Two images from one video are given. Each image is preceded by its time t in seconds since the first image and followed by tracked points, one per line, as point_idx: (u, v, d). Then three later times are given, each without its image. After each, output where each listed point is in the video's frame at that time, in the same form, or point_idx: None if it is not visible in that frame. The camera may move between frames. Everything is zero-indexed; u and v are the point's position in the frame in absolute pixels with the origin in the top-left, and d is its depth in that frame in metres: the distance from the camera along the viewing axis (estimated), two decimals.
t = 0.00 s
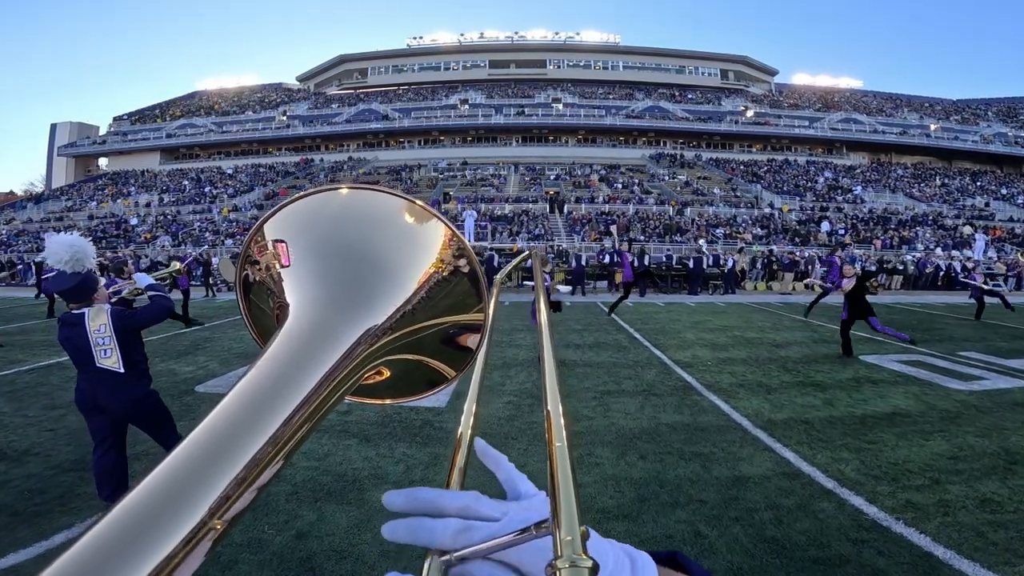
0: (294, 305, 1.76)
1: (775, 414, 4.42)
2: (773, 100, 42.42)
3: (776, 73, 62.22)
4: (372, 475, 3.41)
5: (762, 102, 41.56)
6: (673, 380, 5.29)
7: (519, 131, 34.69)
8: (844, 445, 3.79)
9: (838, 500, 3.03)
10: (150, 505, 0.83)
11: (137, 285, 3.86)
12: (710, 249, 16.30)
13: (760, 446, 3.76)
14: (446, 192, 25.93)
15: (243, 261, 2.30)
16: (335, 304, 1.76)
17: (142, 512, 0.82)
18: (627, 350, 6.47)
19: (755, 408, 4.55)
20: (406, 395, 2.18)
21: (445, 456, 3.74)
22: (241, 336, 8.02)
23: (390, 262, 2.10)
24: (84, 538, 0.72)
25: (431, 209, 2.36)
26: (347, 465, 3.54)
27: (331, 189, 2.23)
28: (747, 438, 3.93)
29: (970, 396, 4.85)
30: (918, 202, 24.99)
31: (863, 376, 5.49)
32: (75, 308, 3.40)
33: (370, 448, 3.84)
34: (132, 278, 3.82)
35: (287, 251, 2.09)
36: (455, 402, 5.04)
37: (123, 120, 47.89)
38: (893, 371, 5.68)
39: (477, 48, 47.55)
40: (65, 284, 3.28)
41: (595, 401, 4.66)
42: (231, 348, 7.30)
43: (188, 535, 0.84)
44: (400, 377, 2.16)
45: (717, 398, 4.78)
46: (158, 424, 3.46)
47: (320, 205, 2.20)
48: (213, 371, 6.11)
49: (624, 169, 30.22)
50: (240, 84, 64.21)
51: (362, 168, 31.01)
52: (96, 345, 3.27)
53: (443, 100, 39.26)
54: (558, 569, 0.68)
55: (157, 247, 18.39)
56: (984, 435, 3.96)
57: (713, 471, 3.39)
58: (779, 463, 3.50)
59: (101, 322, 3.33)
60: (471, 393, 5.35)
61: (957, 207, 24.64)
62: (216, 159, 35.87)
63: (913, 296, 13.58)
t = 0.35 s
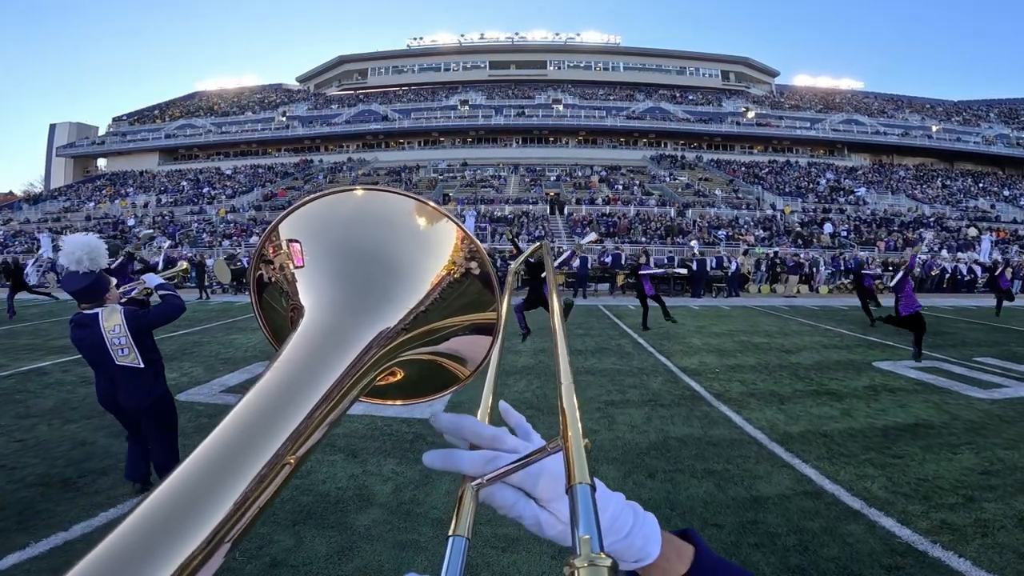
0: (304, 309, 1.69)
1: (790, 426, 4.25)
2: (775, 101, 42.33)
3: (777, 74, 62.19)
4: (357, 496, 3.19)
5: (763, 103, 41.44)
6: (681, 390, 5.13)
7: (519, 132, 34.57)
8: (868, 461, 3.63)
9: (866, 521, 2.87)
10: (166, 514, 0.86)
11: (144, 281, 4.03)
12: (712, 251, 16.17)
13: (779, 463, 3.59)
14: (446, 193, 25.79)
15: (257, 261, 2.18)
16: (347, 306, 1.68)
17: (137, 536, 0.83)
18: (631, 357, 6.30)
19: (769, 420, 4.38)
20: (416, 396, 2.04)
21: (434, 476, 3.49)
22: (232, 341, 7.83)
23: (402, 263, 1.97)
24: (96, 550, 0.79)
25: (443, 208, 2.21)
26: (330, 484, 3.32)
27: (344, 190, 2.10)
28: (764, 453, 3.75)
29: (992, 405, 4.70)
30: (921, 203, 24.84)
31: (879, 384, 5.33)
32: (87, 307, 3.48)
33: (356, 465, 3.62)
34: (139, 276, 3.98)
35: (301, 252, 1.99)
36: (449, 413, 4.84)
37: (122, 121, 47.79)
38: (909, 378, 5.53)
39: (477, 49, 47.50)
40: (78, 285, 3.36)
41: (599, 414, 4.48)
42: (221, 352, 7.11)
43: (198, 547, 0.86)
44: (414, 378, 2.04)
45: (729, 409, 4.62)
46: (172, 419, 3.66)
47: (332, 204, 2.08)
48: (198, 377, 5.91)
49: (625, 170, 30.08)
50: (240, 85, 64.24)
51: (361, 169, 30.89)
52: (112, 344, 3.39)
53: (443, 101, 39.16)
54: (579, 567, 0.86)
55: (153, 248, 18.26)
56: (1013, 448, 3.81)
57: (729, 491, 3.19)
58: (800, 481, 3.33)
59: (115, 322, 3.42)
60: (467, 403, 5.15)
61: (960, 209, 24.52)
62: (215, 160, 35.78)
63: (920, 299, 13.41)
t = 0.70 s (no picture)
0: (313, 295, 1.70)
1: (804, 438, 4.12)
2: (776, 102, 42.24)
3: (777, 75, 62.14)
4: (340, 516, 3.01)
5: (764, 104, 41.34)
6: (690, 399, 4.98)
7: (519, 133, 34.43)
8: (889, 475, 3.50)
9: (892, 542, 2.74)
10: (181, 490, 0.85)
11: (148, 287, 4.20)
12: (714, 253, 16.07)
13: (795, 479, 3.44)
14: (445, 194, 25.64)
15: (261, 247, 2.17)
16: (354, 294, 1.68)
17: (151, 515, 0.81)
18: (634, 364, 6.17)
19: (780, 431, 4.26)
20: (429, 378, 1.99)
21: (424, 495, 3.28)
22: (223, 346, 7.66)
23: (407, 249, 1.95)
24: (108, 533, 0.76)
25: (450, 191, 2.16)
26: (313, 502, 3.15)
27: (348, 173, 2.10)
28: (779, 469, 3.61)
29: (1012, 414, 4.58)
30: (922, 205, 24.74)
31: (894, 392, 5.21)
32: (90, 309, 3.59)
33: (342, 481, 3.44)
34: (141, 278, 4.18)
35: (306, 236, 1.99)
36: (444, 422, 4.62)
37: (120, 121, 47.65)
38: (924, 386, 5.41)
39: (477, 49, 47.39)
40: (83, 284, 3.52)
41: (602, 426, 4.32)
42: (210, 358, 6.95)
43: (213, 530, 0.85)
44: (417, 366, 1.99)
45: (739, 420, 4.49)
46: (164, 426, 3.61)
47: (337, 189, 2.07)
48: (183, 384, 5.73)
49: (625, 172, 29.97)
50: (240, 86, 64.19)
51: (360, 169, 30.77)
52: (109, 344, 3.45)
53: (443, 101, 39.02)
54: (583, 559, 0.93)
55: (149, 249, 18.11)
56: None
57: (743, 511, 3.04)
58: (818, 499, 3.18)
59: (115, 322, 3.50)
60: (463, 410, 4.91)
61: (961, 211, 24.40)
62: (213, 161, 35.66)
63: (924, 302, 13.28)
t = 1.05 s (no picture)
0: (313, 301, 1.82)
1: (826, 451, 3.95)
2: (777, 103, 42.17)
3: (777, 76, 62.06)
4: (324, 542, 2.84)
5: (764, 105, 41.23)
6: (702, 410, 4.79)
7: (519, 134, 34.28)
8: (923, 490, 3.35)
9: (934, 563, 2.61)
10: (187, 491, 0.98)
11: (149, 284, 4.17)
12: (716, 255, 15.94)
13: (823, 497, 3.26)
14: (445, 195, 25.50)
15: (263, 246, 2.30)
16: (351, 302, 1.80)
17: (165, 510, 0.95)
18: (640, 370, 6.01)
19: (800, 444, 4.09)
20: (419, 386, 2.18)
21: (420, 517, 3.08)
22: (214, 350, 7.50)
23: (406, 256, 2.07)
24: (124, 528, 0.88)
25: (449, 199, 2.27)
26: (296, 525, 2.98)
27: (351, 179, 2.21)
28: (803, 485, 3.42)
29: None
30: (924, 207, 24.63)
31: (915, 400, 5.06)
32: (92, 311, 3.63)
33: (329, 500, 3.25)
34: (142, 277, 4.12)
35: (309, 240, 2.12)
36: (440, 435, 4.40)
37: (118, 121, 47.45)
38: (945, 393, 5.26)
39: (477, 50, 47.28)
40: (83, 287, 3.51)
41: (610, 438, 4.12)
42: (200, 363, 6.78)
43: (222, 521, 0.99)
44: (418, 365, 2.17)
45: (756, 431, 4.32)
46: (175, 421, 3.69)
47: (340, 195, 2.18)
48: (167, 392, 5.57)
49: (626, 173, 29.82)
50: (239, 87, 64.03)
51: (359, 170, 30.62)
52: (115, 346, 3.51)
53: (442, 102, 38.87)
54: (580, 559, 0.91)
55: (145, 250, 17.93)
56: None
57: (768, 534, 2.84)
58: (850, 518, 3.01)
59: (119, 323, 3.56)
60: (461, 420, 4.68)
61: (963, 212, 24.31)
62: (211, 162, 35.50)
63: (930, 305, 13.17)
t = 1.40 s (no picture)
0: (309, 300, 1.77)
1: (851, 466, 3.75)
2: (778, 104, 42.08)
3: (778, 76, 61.94)
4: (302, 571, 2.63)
5: (766, 106, 41.12)
6: (715, 422, 4.56)
7: (519, 135, 34.17)
8: (959, 508, 3.19)
9: None
10: (181, 498, 0.91)
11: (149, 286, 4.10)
12: (719, 257, 15.80)
13: (855, 518, 3.05)
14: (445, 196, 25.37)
15: (259, 243, 2.25)
16: (348, 302, 1.74)
17: (152, 520, 0.87)
18: (646, 378, 5.81)
19: (822, 459, 3.88)
20: (419, 384, 2.12)
21: (411, 546, 2.82)
22: (205, 356, 7.32)
23: (402, 254, 2.03)
24: (113, 536, 0.81)
25: (445, 195, 2.26)
26: (274, 552, 2.78)
27: (347, 177, 2.18)
28: (830, 504, 3.21)
29: None
30: (927, 208, 24.49)
31: (938, 409, 4.91)
32: (89, 310, 3.55)
33: (312, 525, 3.03)
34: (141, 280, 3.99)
35: (305, 239, 2.08)
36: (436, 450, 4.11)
37: (117, 122, 47.36)
38: (967, 401, 5.12)
39: (477, 51, 47.20)
40: (80, 286, 3.44)
41: (620, 453, 3.87)
42: (189, 369, 6.60)
43: (216, 526, 0.93)
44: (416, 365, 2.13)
45: (773, 444, 4.12)
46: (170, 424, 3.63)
47: (335, 195, 2.15)
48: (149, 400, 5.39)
49: (627, 174, 29.69)
50: (240, 88, 64.01)
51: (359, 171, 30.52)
52: (111, 346, 3.43)
53: (442, 103, 38.78)
54: (577, 559, 0.89)
55: (142, 252, 17.78)
56: None
57: (797, 561, 2.62)
58: (885, 539, 2.83)
59: (116, 323, 3.48)
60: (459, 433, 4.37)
61: (966, 213, 24.18)
62: (211, 163, 35.39)
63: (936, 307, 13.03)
